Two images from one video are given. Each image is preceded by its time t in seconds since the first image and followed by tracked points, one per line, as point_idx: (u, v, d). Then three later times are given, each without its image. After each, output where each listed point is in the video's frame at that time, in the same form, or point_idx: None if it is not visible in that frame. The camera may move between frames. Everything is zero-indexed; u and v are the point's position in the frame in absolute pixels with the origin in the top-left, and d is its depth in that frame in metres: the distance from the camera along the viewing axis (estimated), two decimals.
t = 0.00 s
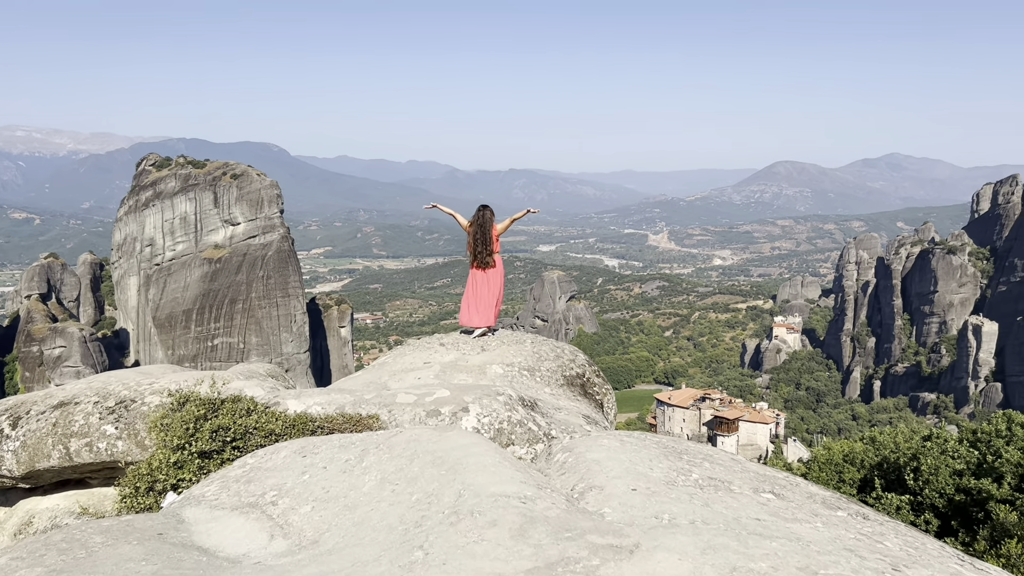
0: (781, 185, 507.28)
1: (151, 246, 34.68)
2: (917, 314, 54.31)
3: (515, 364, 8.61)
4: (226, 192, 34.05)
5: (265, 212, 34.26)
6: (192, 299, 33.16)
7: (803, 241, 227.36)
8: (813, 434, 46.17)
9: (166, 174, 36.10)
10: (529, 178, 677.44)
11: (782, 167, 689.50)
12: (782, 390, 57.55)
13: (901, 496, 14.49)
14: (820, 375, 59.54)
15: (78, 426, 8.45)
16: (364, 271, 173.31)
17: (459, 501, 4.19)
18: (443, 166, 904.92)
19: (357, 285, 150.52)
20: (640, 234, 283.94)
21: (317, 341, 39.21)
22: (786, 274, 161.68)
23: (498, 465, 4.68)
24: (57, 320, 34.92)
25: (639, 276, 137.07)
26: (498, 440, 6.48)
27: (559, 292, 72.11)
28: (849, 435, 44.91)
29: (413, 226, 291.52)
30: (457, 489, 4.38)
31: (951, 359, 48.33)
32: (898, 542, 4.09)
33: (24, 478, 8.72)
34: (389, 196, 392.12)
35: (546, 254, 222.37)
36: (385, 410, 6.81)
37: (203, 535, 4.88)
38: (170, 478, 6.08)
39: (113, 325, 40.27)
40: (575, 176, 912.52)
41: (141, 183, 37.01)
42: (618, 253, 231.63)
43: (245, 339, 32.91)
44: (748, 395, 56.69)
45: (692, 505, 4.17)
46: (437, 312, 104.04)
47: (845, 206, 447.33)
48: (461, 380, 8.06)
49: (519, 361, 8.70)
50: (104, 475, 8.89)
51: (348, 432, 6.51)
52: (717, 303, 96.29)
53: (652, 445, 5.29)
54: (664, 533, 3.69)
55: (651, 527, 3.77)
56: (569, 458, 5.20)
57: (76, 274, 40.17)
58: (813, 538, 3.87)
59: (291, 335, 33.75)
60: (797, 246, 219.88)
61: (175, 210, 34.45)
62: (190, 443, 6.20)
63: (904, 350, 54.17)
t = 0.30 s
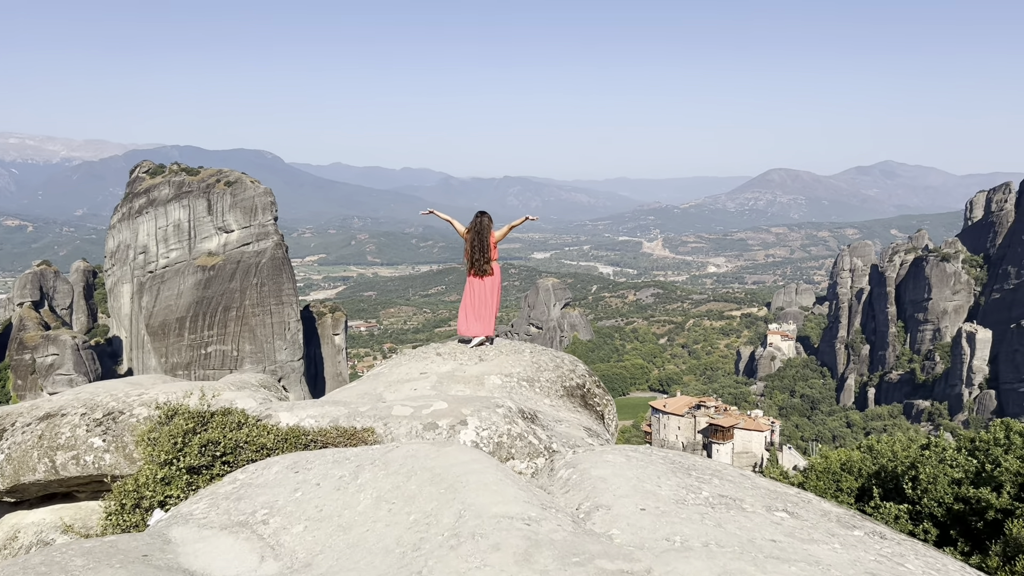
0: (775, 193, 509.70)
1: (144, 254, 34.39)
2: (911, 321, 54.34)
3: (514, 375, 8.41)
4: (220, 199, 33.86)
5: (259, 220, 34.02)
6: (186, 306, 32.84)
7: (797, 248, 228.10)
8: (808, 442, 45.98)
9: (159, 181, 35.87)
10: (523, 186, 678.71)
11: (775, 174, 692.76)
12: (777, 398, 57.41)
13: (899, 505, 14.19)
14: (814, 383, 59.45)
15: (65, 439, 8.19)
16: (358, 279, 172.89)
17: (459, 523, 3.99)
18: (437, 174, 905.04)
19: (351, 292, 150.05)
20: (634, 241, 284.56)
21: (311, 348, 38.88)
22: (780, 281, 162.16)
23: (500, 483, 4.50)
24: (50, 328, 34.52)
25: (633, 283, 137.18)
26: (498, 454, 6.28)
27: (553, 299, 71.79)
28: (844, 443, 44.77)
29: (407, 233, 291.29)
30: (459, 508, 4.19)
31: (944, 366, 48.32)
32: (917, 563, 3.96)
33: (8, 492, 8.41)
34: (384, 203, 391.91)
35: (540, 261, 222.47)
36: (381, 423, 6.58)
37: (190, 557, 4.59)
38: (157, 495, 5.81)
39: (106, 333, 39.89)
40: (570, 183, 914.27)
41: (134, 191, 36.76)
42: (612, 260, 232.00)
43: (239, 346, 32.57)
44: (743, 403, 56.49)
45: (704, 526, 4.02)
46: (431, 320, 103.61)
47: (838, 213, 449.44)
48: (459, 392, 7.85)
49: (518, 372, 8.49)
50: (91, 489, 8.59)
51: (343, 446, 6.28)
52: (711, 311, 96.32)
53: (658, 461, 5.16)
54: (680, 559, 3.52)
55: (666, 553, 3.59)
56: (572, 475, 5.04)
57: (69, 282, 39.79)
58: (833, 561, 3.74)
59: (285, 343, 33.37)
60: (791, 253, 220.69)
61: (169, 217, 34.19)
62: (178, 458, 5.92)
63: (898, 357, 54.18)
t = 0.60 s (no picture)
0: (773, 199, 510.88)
1: (142, 260, 34.17)
2: (909, 326, 54.19)
3: (515, 378, 8.20)
4: (219, 205, 33.69)
5: (258, 225, 33.79)
6: (184, 311, 32.62)
7: (795, 254, 228.16)
8: (807, 447, 45.70)
9: (158, 187, 35.67)
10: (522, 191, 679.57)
11: (773, 180, 694.35)
12: (775, 403, 57.16)
13: (901, 512, 13.88)
14: (813, 389, 59.21)
15: (54, 444, 7.95)
16: (356, 284, 172.70)
17: (460, 534, 3.79)
18: (436, 179, 905.67)
19: (349, 297, 149.80)
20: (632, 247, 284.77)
21: (309, 353, 38.60)
22: (778, 287, 162.32)
23: (505, 490, 4.30)
24: (48, 334, 34.27)
25: (632, 288, 137.19)
26: (499, 460, 6.10)
27: (551, 304, 71.39)
28: (843, 449, 44.54)
29: (405, 239, 291.07)
30: (460, 515, 4.01)
31: (943, 372, 48.13)
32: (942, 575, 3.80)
33: None
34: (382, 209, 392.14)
35: (539, 267, 222.52)
36: (378, 428, 6.34)
37: (177, 571, 4.33)
38: (145, 503, 5.58)
39: (104, 338, 39.67)
40: (568, 189, 915.29)
41: (133, 197, 36.54)
42: (611, 265, 232.16)
43: (236, 352, 32.28)
44: (741, 408, 56.19)
45: (719, 536, 3.86)
46: (429, 325, 103.21)
47: (836, 219, 450.29)
48: (458, 396, 7.65)
49: (519, 376, 8.29)
50: (81, 496, 8.32)
51: (340, 452, 6.07)
52: (709, 316, 96.19)
53: (667, 468, 5.04)
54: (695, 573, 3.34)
55: (680, 567, 3.43)
56: (578, 481, 4.86)
57: (67, 287, 39.53)
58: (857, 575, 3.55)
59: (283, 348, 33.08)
60: (789, 258, 220.93)
61: (168, 223, 34.00)
62: (167, 465, 5.68)
63: (896, 363, 54.06)
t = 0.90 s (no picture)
0: (775, 204, 510.60)
1: (145, 264, 34.02)
2: (912, 332, 53.86)
3: (515, 385, 7.98)
4: (221, 210, 33.52)
5: (259, 230, 33.58)
6: (185, 316, 32.45)
7: (797, 259, 227.80)
8: (810, 453, 45.34)
9: (161, 192, 35.54)
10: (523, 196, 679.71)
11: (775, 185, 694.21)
12: (777, 409, 56.79)
13: (906, 519, 13.58)
14: (815, 394, 58.83)
15: (42, 452, 7.67)
16: (358, 289, 172.61)
17: (457, 551, 3.58)
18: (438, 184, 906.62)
19: (351, 302, 149.68)
20: (634, 252, 284.51)
21: (310, 359, 38.39)
22: (780, 292, 161.91)
23: (503, 503, 4.10)
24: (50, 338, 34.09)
25: (633, 293, 136.99)
26: (498, 470, 5.90)
27: (553, 309, 71.11)
28: (846, 455, 44.17)
29: (407, 244, 291.26)
30: (456, 530, 3.80)
31: (946, 378, 47.78)
32: None
33: None
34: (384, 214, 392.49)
35: (541, 272, 222.24)
36: (373, 436, 6.12)
37: None
38: (130, 515, 5.34)
39: (106, 343, 39.50)
40: (570, 194, 915.91)
41: (135, 201, 36.42)
42: (613, 270, 231.76)
43: (238, 357, 32.10)
44: (743, 414, 55.81)
45: (731, 553, 3.70)
46: (431, 330, 102.98)
47: (838, 223, 449.51)
48: (456, 403, 7.44)
49: (519, 382, 8.07)
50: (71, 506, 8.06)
51: (333, 462, 5.85)
52: (711, 321, 95.86)
53: (674, 481, 4.86)
54: None
55: None
56: (582, 493, 4.67)
57: (70, 292, 39.42)
58: None
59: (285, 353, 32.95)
60: (791, 264, 220.62)
61: (169, 228, 33.84)
62: (155, 475, 5.45)
63: (898, 368, 53.76)
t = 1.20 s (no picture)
0: (782, 208, 509.10)
1: (151, 267, 33.85)
2: (919, 337, 53.36)
3: (515, 391, 7.74)
4: (227, 213, 33.47)
5: (266, 234, 33.54)
6: (192, 319, 32.31)
7: (803, 264, 226.74)
8: (816, 458, 44.84)
9: (167, 195, 35.45)
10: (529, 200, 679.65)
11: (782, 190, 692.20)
12: (784, 413, 56.27)
13: (914, 527, 13.17)
14: (821, 399, 58.30)
15: (28, 458, 7.42)
16: (364, 293, 172.79)
17: (445, 571, 3.36)
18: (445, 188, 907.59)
19: (357, 305, 149.73)
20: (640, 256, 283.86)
21: (316, 362, 38.21)
22: (787, 297, 161.17)
23: (495, 518, 3.87)
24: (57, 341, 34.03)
25: (639, 298, 136.60)
26: (495, 481, 5.68)
27: (558, 313, 70.05)
28: (853, 460, 43.74)
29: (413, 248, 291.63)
30: (445, 547, 3.58)
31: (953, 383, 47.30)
32: None
33: None
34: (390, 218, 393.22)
35: (546, 276, 222.09)
36: (365, 444, 5.90)
37: None
38: (109, 526, 5.12)
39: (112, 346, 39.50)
40: (576, 199, 915.19)
41: (142, 205, 36.34)
42: (618, 275, 231.21)
43: (244, 360, 31.96)
44: (749, 419, 55.29)
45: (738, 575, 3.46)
46: (436, 334, 102.81)
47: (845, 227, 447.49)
48: (454, 410, 7.21)
49: (519, 388, 7.82)
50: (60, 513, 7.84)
51: (323, 470, 5.63)
52: (717, 326, 95.40)
53: (679, 494, 4.64)
54: None
55: None
56: (581, 507, 4.44)
57: (77, 295, 39.42)
58: None
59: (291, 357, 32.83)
60: (798, 268, 219.68)
61: (176, 231, 33.75)
62: (136, 484, 5.24)
63: (905, 373, 53.26)
